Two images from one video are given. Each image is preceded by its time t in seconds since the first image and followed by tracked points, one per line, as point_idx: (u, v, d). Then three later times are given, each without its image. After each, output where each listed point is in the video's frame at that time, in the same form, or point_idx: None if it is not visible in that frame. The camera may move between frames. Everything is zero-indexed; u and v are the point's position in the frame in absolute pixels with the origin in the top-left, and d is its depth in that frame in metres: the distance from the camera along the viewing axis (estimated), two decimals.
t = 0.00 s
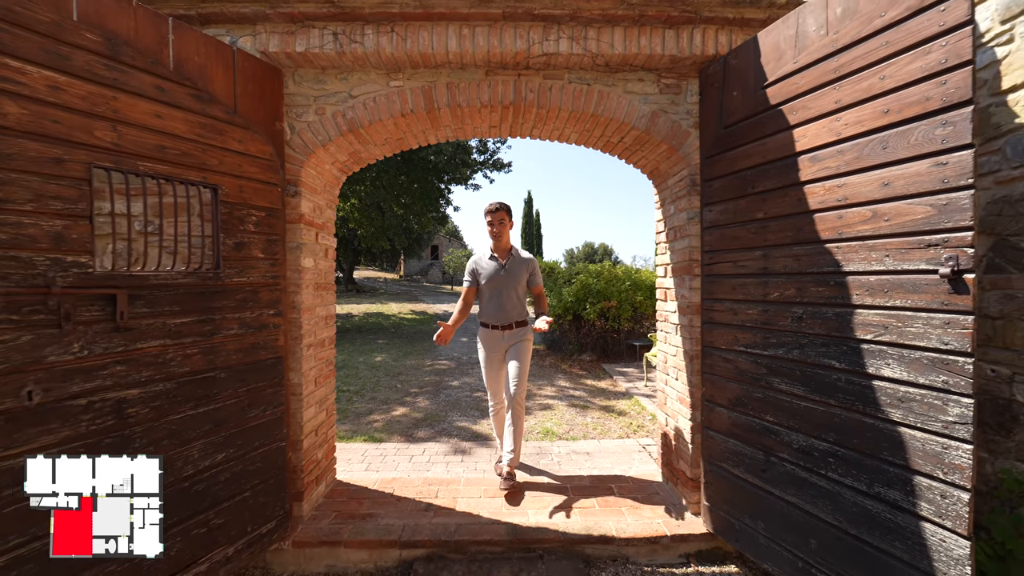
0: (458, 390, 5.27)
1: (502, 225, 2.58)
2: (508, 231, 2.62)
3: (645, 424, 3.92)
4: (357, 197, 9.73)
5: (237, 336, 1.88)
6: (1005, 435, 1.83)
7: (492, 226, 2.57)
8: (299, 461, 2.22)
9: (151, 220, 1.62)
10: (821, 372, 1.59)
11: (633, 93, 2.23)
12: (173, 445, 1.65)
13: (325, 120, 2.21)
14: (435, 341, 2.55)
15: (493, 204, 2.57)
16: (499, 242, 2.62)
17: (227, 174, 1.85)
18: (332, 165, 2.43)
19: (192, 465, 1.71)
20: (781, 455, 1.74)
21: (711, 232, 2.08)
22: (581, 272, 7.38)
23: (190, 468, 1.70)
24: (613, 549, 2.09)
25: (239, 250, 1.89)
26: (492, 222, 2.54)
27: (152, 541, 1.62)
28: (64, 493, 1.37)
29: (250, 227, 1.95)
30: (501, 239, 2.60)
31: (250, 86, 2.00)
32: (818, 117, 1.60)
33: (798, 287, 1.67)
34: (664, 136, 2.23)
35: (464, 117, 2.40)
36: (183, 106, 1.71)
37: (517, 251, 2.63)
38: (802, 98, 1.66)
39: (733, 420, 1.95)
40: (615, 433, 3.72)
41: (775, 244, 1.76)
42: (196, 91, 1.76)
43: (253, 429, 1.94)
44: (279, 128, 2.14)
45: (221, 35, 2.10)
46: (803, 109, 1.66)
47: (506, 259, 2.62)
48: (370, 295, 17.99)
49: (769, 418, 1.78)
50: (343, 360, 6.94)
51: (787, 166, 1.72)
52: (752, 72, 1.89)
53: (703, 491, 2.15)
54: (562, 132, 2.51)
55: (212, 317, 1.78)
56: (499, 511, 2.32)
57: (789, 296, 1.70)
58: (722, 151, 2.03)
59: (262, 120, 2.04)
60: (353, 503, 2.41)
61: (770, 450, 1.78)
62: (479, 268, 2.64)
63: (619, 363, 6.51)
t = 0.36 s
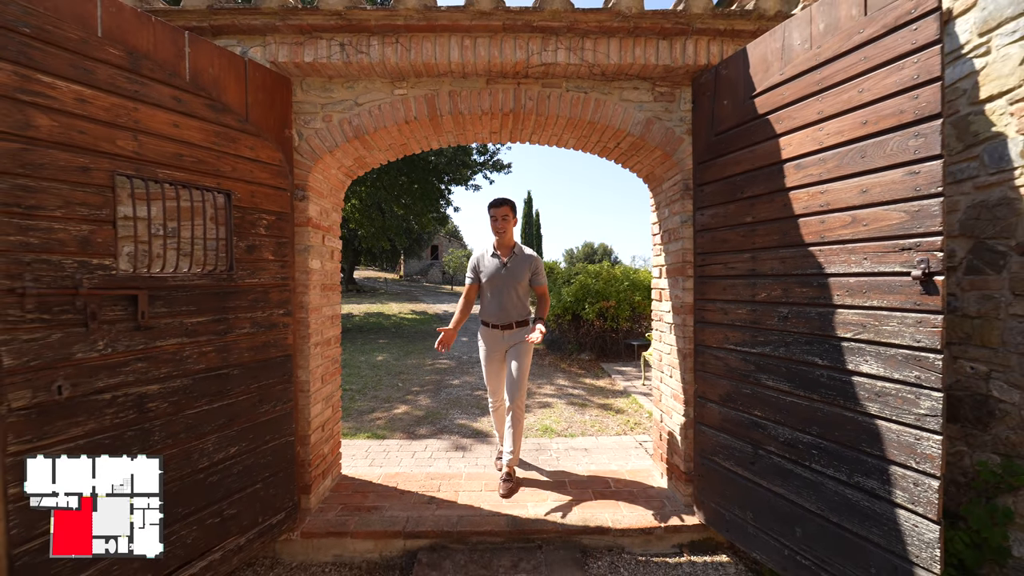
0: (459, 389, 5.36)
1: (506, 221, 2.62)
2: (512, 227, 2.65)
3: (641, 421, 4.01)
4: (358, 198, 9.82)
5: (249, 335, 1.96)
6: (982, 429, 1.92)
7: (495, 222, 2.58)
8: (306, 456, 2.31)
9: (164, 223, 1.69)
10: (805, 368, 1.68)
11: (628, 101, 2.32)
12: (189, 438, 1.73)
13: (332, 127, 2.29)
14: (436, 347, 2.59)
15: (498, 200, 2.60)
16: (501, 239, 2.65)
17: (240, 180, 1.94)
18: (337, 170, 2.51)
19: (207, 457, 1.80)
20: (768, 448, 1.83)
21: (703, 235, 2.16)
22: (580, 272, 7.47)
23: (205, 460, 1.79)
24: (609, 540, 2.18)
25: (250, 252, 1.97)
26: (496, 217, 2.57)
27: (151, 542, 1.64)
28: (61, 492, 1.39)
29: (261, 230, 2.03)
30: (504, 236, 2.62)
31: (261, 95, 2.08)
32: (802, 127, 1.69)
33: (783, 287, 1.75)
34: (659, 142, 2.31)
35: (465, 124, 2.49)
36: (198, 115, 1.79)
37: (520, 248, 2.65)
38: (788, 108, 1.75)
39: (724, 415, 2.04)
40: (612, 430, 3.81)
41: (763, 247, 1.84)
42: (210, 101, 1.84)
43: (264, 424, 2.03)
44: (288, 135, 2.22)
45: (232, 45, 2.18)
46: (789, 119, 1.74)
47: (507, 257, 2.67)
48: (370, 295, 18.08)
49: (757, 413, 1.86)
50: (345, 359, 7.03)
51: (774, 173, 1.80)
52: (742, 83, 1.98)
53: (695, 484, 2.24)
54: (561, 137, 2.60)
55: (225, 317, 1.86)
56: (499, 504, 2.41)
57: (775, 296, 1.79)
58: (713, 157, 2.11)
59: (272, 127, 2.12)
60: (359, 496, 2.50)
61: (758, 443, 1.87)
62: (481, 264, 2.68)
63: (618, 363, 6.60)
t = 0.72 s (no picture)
0: (459, 387, 5.43)
1: (514, 215, 2.57)
2: (517, 222, 2.58)
3: (638, 419, 4.09)
4: (359, 199, 9.90)
5: (257, 334, 2.04)
6: (962, 424, 2.00)
7: (502, 214, 2.55)
8: (312, 451, 2.39)
9: (175, 226, 1.76)
10: (791, 366, 1.76)
11: (623, 108, 2.40)
12: (201, 432, 1.81)
13: (336, 133, 2.37)
14: (447, 350, 2.62)
15: (507, 194, 2.56)
16: (504, 234, 2.59)
17: (249, 185, 2.02)
18: (341, 174, 2.59)
19: (218, 452, 1.87)
20: (756, 443, 1.90)
21: (695, 238, 2.23)
22: (579, 273, 7.56)
23: (216, 454, 1.86)
24: (605, 532, 2.25)
25: (259, 254, 2.05)
26: (505, 208, 2.54)
27: (153, 540, 1.68)
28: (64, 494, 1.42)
29: (269, 233, 2.11)
30: (507, 230, 2.56)
31: (268, 102, 2.15)
32: (788, 135, 1.77)
33: (770, 288, 1.83)
34: (653, 148, 2.39)
35: (466, 129, 2.57)
36: (210, 123, 1.87)
37: (524, 243, 2.60)
38: (774, 118, 1.83)
39: (715, 411, 2.11)
40: (609, 427, 3.89)
41: (751, 250, 1.91)
42: (221, 109, 1.92)
43: (273, 420, 2.11)
44: (294, 141, 2.30)
45: (240, 54, 2.25)
46: (775, 127, 1.82)
47: (509, 252, 2.60)
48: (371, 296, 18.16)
49: (746, 409, 1.94)
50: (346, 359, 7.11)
51: (761, 179, 1.88)
52: (732, 91, 2.05)
53: (687, 477, 2.32)
54: (558, 141, 2.69)
55: (235, 317, 1.94)
56: (498, 498, 2.49)
57: (763, 297, 1.86)
58: (705, 163, 2.19)
59: (279, 133, 2.20)
60: (362, 491, 2.58)
61: (746, 437, 1.94)
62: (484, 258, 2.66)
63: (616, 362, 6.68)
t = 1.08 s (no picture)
0: (459, 386, 5.51)
1: (516, 215, 2.62)
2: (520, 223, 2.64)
3: (636, 417, 4.17)
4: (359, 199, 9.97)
5: (266, 333, 2.11)
6: (945, 419, 2.07)
7: (504, 213, 2.60)
8: (317, 446, 2.46)
9: (186, 229, 1.83)
10: (779, 362, 1.83)
11: (619, 113, 2.47)
12: (213, 427, 1.89)
13: (341, 138, 2.44)
14: (448, 333, 2.76)
15: (510, 194, 2.62)
16: (506, 232, 2.64)
17: (257, 189, 2.09)
18: (345, 177, 2.66)
19: (228, 446, 1.94)
20: (746, 437, 1.97)
21: (688, 240, 2.31)
22: (578, 273, 7.64)
23: (227, 448, 1.94)
24: (602, 525, 2.33)
25: (267, 256, 2.12)
26: (507, 207, 2.61)
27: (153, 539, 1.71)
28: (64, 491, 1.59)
29: (276, 235, 2.18)
30: (509, 229, 2.62)
31: (276, 108, 2.23)
32: (776, 142, 1.84)
33: (760, 289, 1.90)
34: (648, 152, 2.47)
35: (467, 134, 2.65)
36: (221, 130, 1.94)
37: (526, 243, 2.66)
38: (763, 125, 1.90)
39: (707, 407, 2.18)
40: (607, 425, 3.97)
41: (742, 251, 1.99)
42: (231, 116, 1.99)
43: (281, 416, 2.19)
44: (300, 146, 2.37)
45: (248, 62, 2.33)
46: (764, 134, 1.89)
47: (511, 250, 2.65)
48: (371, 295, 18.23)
49: (736, 405, 2.01)
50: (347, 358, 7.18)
51: (751, 184, 1.95)
52: (723, 98, 2.13)
53: (681, 472, 2.39)
54: (556, 145, 2.76)
55: (244, 316, 2.01)
56: (498, 492, 2.56)
57: (752, 297, 1.94)
58: (697, 167, 2.27)
59: (286, 138, 2.27)
60: (366, 485, 2.65)
61: (737, 432, 2.01)
62: (486, 255, 2.70)
63: (615, 361, 6.76)
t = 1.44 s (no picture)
0: (460, 384, 5.60)
1: (512, 216, 2.70)
2: (518, 224, 2.73)
3: (632, 414, 4.26)
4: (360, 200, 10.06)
5: (273, 330, 2.20)
6: (926, 413, 2.16)
7: (501, 215, 2.68)
8: (322, 440, 2.55)
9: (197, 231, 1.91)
10: (765, 358, 1.91)
11: (614, 119, 2.55)
12: (224, 420, 1.97)
13: (345, 142, 2.53)
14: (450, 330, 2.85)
15: (507, 196, 2.69)
16: (505, 234, 2.71)
17: (266, 192, 2.17)
18: (349, 180, 2.75)
19: (238, 439, 2.03)
20: (734, 431, 2.06)
21: (680, 241, 2.39)
22: (576, 273, 7.73)
23: (237, 441, 2.02)
24: (597, 516, 2.42)
25: (275, 256, 2.21)
26: (503, 210, 2.66)
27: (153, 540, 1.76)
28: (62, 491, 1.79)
29: (283, 237, 2.26)
30: (508, 232, 2.70)
31: (283, 115, 2.31)
32: (762, 148, 1.93)
33: (747, 288, 1.99)
34: (642, 156, 2.55)
35: (466, 138, 2.73)
36: (231, 136, 2.03)
37: (525, 245, 2.73)
38: (750, 131, 1.99)
39: (697, 402, 2.27)
40: (604, 422, 4.06)
41: (730, 252, 2.07)
42: (240, 122, 2.07)
43: (288, 410, 2.27)
44: (306, 150, 2.46)
45: (256, 69, 2.41)
46: (751, 140, 1.98)
47: (510, 252, 2.72)
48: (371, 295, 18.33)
49: (725, 399, 2.10)
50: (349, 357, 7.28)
51: (739, 187, 2.04)
52: (713, 105, 2.21)
53: (673, 465, 2.48)
54: (554, 149, 2.85)
55: (253, 314, 2.10)
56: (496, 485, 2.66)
57: (740, 297, 2.02)
58: (689, 171, 2.35)
59: (293, 143, 2.36)
60: (369, 479, 2.74)
61: (726, 426, 2.10)
62: (484, 256, 2.74)
63: (613, 360, 6.85)
